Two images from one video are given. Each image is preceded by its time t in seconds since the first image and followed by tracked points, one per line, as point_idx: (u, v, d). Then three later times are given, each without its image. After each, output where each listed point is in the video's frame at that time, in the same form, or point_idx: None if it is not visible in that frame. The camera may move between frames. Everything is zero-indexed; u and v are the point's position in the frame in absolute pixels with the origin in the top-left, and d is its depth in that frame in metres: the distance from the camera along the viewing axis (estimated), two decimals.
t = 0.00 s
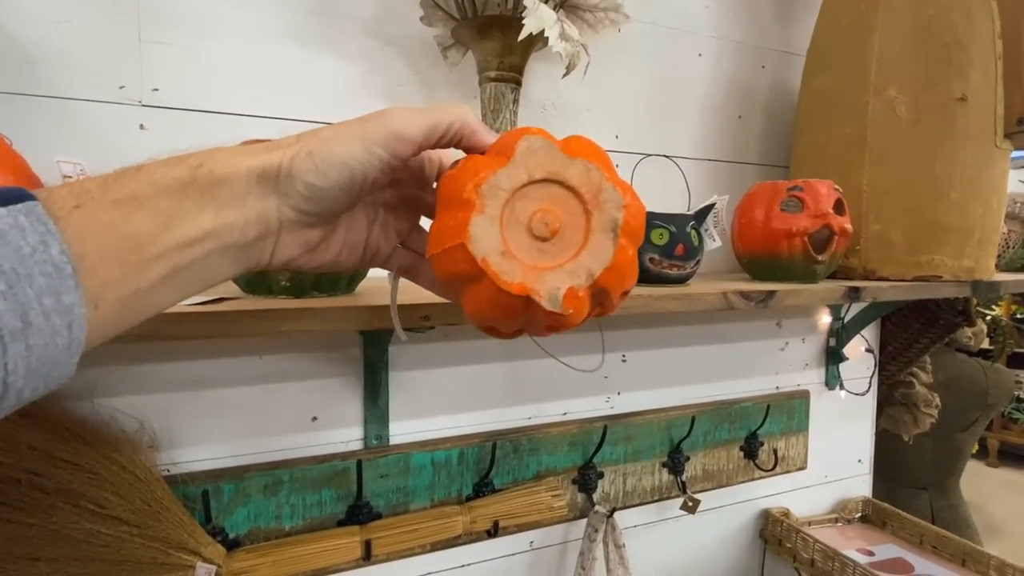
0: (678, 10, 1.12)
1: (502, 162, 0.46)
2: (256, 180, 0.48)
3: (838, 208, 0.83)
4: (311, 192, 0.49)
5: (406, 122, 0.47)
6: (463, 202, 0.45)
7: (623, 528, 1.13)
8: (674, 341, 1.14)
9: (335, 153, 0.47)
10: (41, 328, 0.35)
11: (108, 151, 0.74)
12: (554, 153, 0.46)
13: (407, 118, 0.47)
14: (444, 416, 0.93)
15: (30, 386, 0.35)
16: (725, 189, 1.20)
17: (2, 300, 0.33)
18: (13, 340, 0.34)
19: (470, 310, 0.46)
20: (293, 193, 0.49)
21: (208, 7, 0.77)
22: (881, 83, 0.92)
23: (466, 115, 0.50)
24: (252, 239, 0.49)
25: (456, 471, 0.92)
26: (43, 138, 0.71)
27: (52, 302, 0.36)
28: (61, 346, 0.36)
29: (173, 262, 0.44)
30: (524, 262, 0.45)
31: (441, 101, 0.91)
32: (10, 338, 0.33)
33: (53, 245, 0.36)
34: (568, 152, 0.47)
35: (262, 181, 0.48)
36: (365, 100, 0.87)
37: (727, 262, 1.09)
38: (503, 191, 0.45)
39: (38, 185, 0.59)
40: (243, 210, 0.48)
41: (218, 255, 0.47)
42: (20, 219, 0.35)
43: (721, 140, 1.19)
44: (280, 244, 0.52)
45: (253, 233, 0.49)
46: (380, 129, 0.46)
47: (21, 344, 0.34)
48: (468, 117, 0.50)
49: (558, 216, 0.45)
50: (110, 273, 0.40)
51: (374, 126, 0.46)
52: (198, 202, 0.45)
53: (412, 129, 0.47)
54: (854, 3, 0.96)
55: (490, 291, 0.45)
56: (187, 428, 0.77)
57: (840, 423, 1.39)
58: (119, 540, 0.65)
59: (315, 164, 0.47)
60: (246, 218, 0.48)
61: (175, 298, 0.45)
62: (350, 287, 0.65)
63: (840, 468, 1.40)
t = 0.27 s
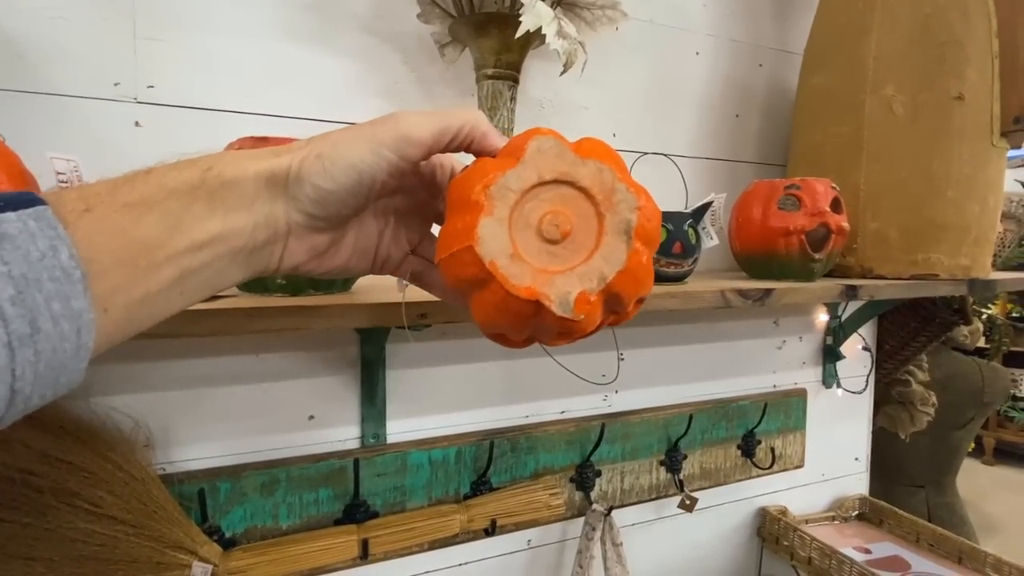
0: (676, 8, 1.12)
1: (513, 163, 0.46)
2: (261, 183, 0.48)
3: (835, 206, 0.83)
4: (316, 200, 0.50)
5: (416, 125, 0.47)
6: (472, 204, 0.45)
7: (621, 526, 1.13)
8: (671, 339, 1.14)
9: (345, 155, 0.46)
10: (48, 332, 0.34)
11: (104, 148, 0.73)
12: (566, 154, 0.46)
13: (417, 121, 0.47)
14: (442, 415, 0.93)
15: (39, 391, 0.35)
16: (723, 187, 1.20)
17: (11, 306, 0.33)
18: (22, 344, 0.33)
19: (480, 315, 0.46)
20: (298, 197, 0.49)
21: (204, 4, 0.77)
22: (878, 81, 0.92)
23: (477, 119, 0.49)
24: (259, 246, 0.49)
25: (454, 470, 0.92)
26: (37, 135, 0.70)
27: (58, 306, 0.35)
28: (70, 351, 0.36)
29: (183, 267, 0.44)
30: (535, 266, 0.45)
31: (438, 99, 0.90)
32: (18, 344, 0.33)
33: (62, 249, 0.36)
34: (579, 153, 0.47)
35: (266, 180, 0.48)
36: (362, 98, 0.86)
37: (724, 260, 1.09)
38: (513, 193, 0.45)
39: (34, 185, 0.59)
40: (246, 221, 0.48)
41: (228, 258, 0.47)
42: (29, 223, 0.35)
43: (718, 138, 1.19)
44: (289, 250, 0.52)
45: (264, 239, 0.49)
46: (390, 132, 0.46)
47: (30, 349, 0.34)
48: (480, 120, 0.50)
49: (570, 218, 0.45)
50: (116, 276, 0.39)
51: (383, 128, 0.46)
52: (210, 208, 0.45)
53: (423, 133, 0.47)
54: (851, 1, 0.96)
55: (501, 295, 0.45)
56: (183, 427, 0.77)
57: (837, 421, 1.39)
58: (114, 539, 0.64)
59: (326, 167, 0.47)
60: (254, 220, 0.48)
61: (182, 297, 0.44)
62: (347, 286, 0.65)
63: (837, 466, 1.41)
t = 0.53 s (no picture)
0: (672, 7, 1.12)
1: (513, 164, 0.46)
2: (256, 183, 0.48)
3: (831, 206, 0.83)
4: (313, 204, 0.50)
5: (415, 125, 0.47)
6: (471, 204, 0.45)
7: (617, 525, 1.13)
8: (668, 338, 1.15)
9: (344, 154, 0.46)
10: (45, 328, 0.34)
11: (99, 147, 0.73)
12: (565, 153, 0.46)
13: (416, 119, 0.47)
14: (438, 414, 0.93)
15: (36, 386, 0.35)
16: (719, 186, 1.20)
17: (7, 303, 0.33)
18: (19, 341, 0.33)
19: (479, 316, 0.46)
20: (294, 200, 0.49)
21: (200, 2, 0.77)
22: (873, 81, 0.93)
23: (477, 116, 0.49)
24: (259, 246, 0.49)
25: (450, 469, 0.92)
26: (32, 134, 0.70)
27: (55, 302, 0.35)
28: (66, 347, 0.36)
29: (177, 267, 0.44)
30: (534, 266, 0.45)
31: (435, 98, 0.90)
32: (15, 340, 0.33)
33: (58, 247, 0.36)
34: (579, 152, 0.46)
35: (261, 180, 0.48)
36: (358, 97, 0.86)
37: (720, 259, 1.09)
38: (513, 193, 0.45)
39: (25, 178, 0.58)
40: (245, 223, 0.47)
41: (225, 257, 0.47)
42: (25, 220, 0.35)
43: (714, 137, 1.19)
44: (287, 247, 0.52)
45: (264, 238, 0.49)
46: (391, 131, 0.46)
47: (26, 346, 0.34)
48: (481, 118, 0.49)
49: (569, 220, 0.45)
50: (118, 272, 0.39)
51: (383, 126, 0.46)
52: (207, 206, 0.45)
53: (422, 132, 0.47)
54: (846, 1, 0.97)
55: (501, 295, 0.45)
56: (179, 426, 0.77)
57: (833, 420, 1.40)
58: (110, 538, 0.64)
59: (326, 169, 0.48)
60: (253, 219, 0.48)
61: (178, 295, 0.44)
62: (343, 285, 0.65)
63: (833, 465, 1.41)
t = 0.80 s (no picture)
0: (667, 7, 1.12)
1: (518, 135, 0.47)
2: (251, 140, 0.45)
3: (824, 205, 0.84)
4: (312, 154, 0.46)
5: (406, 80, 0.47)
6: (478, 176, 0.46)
7: (613, 524, 1.13)
8: (663, 337, 1.15)
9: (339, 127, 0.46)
10: (33, 289, 0.33)
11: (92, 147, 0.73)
12: (567, 120, 0.47)
13: (406, 77, 0.47)
14: (433, 414, 0.93)
15: (26, 348, 0.34)
16: (714, 186, 1.21)
17: None
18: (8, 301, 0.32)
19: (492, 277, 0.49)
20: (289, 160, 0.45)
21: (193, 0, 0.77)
22: (867, 81, 0.93)
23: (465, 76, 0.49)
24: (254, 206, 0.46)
25: (446, 469, 0.92)
26: (24, 134, 0.70)
27: (41, 263, 0.34)
28: (55, 309, 0.35)
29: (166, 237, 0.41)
30: (545, 233, 0.48)
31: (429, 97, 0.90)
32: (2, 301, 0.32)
33: (42, 205, 0.34)
34: (580, 118, 0.48)
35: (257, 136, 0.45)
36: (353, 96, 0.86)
37: (715, 258, 1.09)
38: (520, 165, 0.46)
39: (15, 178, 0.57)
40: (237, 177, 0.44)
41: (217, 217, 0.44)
42: (6, 176, 0.33)
43: (710, 137, 1.19)
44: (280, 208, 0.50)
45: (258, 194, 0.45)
46: (380, 88, 0.46)
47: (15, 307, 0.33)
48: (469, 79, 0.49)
49: (576, 188, 0.48)
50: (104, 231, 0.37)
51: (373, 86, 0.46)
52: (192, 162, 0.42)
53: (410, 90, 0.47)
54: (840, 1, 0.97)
55: (511, 261, 0.48)
56: (172, 426, 0.76)
57: (827, 419, 1.40)
58: (104, 539, 0.64)
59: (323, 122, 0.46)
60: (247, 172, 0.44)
61: (169, 266, 0.42)
62: (337, 283, 0.65)
63: (828, 464, 1.42)
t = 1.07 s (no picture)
0: (661, 8, 1.13)
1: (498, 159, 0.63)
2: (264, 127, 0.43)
3: (816, 206, 0.84)
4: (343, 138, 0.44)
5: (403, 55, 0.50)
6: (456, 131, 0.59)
7: (606, 523, 1.14)
8: (657, 337, 1.15)
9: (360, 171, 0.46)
10: (100, 276, 0.32)
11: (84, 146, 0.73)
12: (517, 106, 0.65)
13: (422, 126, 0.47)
14: (427, 414, 0.93)
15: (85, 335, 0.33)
16: (708, 186, 1.21)
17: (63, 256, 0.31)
18: (75, 284, 0.32)
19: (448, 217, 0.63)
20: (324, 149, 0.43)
21: None
22: (858, 81, 0.93)
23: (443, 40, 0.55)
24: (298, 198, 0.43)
25: (440, 469, 0.92)
26: (15, 132, 0.69)
27: (109, 252, 0.33)
28: (115, 297, 0.34)
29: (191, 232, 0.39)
30: (493, 185, 0.62)
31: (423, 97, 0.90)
32: (71, 285, 0.31)
33: (118, 204, 0.34)
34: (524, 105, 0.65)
35: (273, 123, 0.43)
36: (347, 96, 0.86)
37: (708, 258, 1.10)
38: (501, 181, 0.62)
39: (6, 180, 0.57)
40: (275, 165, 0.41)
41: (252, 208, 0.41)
42: (87, 176, 0.33)
43: (704, 138, 1.20)
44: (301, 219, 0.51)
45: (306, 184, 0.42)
46: (371, 64, 0.48)
47: (79, 293, 0.32)
48: (445, 42, 0.57)
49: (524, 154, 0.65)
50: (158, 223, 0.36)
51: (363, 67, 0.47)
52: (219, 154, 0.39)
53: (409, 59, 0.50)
54: (832, 2, 0.97)
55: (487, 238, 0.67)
56: (164, 426, 0.76)
57: (821, 418, 1.41)
58: (94, 539, 0.64)
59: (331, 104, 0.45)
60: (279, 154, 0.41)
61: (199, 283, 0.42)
62: (329, 282, 0.64)
63: (821, 463, 1.42)
